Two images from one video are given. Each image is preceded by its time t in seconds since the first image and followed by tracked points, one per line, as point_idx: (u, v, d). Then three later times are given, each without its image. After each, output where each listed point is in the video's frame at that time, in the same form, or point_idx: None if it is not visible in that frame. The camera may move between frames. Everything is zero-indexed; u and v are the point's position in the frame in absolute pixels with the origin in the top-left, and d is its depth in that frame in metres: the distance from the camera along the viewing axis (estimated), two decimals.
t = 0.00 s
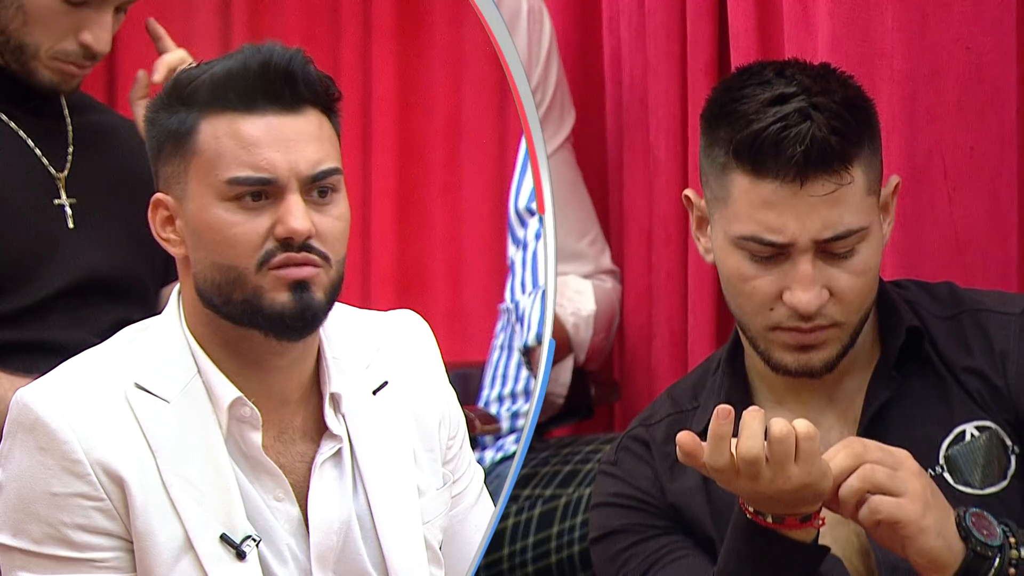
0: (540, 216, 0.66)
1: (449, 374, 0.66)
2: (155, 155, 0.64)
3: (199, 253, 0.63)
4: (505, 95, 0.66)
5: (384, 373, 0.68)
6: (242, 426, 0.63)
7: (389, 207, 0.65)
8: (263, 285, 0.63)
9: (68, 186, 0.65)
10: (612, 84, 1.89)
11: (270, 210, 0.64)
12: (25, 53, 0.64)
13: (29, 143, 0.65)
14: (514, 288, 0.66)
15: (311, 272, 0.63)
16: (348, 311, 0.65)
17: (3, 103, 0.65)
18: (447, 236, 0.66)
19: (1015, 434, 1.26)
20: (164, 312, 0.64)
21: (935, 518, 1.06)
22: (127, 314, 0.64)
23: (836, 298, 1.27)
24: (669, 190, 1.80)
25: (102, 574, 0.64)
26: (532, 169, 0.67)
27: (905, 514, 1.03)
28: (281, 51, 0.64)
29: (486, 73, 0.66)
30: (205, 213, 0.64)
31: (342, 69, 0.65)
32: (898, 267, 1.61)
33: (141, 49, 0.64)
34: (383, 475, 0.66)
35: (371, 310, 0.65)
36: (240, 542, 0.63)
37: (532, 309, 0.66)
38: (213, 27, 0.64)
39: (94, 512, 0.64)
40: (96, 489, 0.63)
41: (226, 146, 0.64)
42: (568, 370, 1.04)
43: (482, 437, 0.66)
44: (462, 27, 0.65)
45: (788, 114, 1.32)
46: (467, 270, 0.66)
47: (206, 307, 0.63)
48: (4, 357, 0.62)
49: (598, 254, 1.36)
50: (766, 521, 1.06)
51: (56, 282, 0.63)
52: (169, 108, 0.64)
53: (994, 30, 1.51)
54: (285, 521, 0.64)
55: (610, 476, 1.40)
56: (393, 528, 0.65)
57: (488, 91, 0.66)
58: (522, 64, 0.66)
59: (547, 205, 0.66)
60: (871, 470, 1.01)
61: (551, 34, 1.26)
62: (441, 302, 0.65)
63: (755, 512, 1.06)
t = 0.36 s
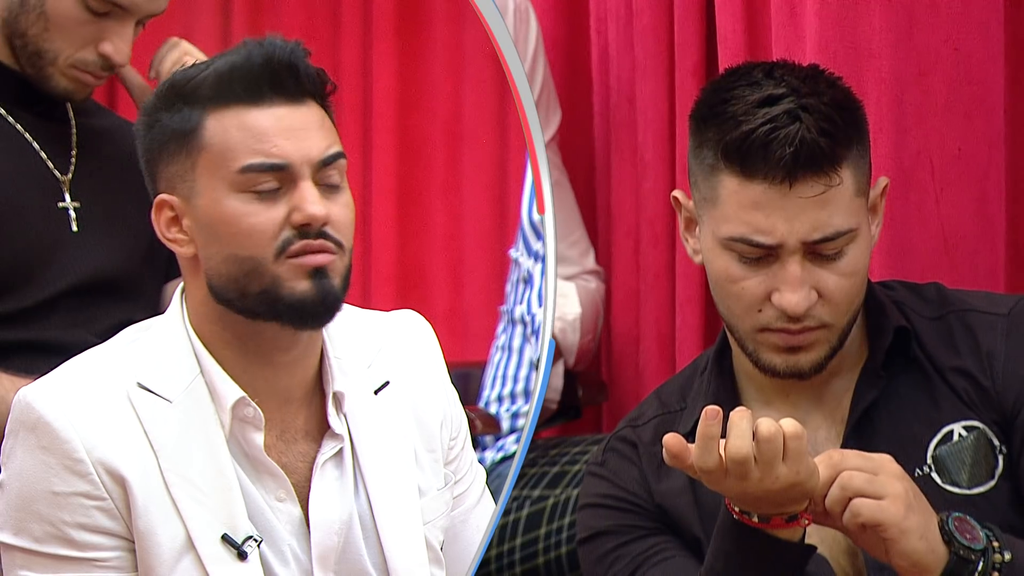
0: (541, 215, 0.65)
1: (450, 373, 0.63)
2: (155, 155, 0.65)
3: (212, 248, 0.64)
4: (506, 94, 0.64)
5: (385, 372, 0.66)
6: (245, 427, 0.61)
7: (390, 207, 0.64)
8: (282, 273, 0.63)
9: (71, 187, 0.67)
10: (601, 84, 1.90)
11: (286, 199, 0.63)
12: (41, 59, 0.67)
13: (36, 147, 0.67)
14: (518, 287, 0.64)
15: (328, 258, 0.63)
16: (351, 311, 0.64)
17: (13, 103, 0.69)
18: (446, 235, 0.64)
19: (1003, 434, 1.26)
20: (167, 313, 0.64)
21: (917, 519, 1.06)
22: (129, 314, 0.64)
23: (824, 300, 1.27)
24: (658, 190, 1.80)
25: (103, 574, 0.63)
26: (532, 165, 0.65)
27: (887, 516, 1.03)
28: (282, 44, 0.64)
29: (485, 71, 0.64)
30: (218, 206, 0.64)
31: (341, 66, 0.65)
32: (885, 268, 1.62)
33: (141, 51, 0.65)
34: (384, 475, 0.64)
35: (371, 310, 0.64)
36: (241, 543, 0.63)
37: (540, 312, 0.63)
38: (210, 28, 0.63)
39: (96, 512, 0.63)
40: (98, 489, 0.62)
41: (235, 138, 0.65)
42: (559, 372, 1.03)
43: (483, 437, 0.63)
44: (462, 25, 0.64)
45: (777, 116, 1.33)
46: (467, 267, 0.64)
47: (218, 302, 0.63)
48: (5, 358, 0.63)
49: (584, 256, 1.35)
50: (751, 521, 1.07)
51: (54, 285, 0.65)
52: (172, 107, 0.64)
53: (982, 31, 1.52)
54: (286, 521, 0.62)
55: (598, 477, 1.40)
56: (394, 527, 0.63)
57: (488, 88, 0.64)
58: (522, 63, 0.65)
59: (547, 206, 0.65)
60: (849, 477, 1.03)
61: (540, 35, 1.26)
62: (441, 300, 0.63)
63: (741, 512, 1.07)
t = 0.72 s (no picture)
0: (540, 216, 0.64)
1: (450, 373, 0.63)
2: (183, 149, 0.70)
3: (241, 234, 0.70)
4: (505, 95, 0.64)
5: (387, 369, 0.64)
6: (248, 427, 0.62)
7: (392, 205, 0.65)
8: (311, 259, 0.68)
9: (74, 189, 0.66)
10: (602, 84, 1.90)
11: (311, 182, 0.68)
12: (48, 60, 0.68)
13: (40, 149, 0.67)
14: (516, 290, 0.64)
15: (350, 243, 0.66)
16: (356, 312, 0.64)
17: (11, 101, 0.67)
18: (446, 235, 0.64)
19: (1002, 432, 1.26)
20: (171, 312, 0.66)
21: (918, 511, 1.06)
22: (128, 315, 0.65)
23: (823, 300, 1.27)
24: (659, 190, 1.80)
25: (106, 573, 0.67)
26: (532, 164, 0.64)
27: (890, 503, 1.03)
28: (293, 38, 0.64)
29: (486, 71, 0.64)
30: (245, 194, 0.71)
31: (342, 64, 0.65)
32: (887, 268, 1.62)
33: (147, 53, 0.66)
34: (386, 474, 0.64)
35: (373, 310, 0.64)
36: (244, 543, 0.64)
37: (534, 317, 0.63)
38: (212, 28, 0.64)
39: (99, 512, 0.65)
40: (100, 488, 0.64)
41: (255, 127, 0.70)
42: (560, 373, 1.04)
43: (483, 437, 0.63)
44: (463, 25, 0.64)
45: (777, 117, 1.33)
46: (467, 268, 0.63)
47: (237, 291, 0.68)
48: (5, 358, 0.62)
49: (586, 256, 1.36)
50: (751, 522, 1.07)
51: (57, 287, 0.64)
52: (195, 104, 0.70)
53: (982, 30, 1.52)
54: (290, 520, 0.63)
55: (598, 477, 1.40)
56: (395, 529, 0.63)
57: (488, 89, 0.64)
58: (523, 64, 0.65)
59: (547, 207, 0.64)
60: (854, 463, 1.01)
61: (541, 34, 1.27)
62: (441, 300, 0.63)
63: (740, 513, 1.07)
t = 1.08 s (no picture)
0: (540, 216, 0.65)
1: (450, 372, 0.64)
2: (145, 150, 0.64)
3: (198, 232, 0.63)
4: (506, 94, 0.66)
5: (385, 368, 0.65)
6: (248, 421, 0.61)
7: (391, 205, 0.64)
8: (265, 248, 0.63)
9: (74, 190, 0.65)
10: (602, 84, 1.90)
11: (267, 172, 0.64)
12: (47, 61, 0.66)
13: (40, 148, 0.65)
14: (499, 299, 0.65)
15: (314, 235, 0.63)
16: (350, 307, 0.64)
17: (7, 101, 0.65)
18: (447, 236, 0.64)
19: (1003, 432, 1.26)
20: (167, 313, 0.64)
21: (924, 514, 1.06)
22: (128, 314, 0.63)
23: (824, 301, 1.27)
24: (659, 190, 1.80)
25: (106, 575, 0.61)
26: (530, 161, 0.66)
27: (898, 508, 1.04)
28: (261, 35, 0.63)
29: (486, 71, 0.66)
30: (201, 187, 0.64)
31: (341, 64, 0.64)
32: (887, 268, 1.62)
33: (141, 54, 0.64)
34: (384, 473, 0.64)
35: (372, 308, 0.64)
36: (245, 540, 0.62)
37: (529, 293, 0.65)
38: (212, 26, 0.63)
39: (98, 514, 0.61)
40: (100, 489, 0.60)
41: (215, 120, 0.64)
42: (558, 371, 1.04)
43: (483, 437, 0.64)
44: (462, 26, 0.65)
45: (776, 119, 1.32)
46: (467, 270, 0.64)
47: (207, 290, 0.63)
48: (4, 358, 0.62)
49: (587, 255, 1.35)
50: (750, 522, 1.07)
51: (56, 288, 0.63)
52: (157, 99, 0.64)
53: (983, 30, 1.52)
54: (286, 519, 0.63)
55: (598, 478, 1.40)
56: (395, 527, 0.63)
57: (489, 88, 0.66)
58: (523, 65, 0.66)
59: (547, 205, 0.65)
60: (865, 465, 1.02)
61: (542, 34, 1.26)
62: (442, 300, 0.63)
63: (739, 512, 1.07)
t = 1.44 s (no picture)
0: (540, 216, 0.66)
1: (449, 373, 0.64)
2: (140, 150, 0.63)
3: (193, 234, 0.62)
4: (506, 95, 0.66)
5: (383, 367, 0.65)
6: (243, 420, 0.60)
7: (390, 204, 0.64)
8: (261, 250, 0.63)
9: (74, 189, 0.62)
10: (602, 84, 1.90)
11: (263, 175, 0.64)
12: (55, 64, 0.64)
13: (39, 148, 0.62)
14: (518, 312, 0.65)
15: (308, 234, 0.63)
16: (348, 307, 0.64)
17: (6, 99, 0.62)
18: (446, 235, 0.65)
19: (1003, 432, 1.26)
20: (162, 313, 0.62)
21: (925, 515, 1.06)
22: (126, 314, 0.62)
23: (826, 300, 1.27)
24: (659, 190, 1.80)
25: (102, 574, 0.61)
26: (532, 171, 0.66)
27: (898, 509, 1.04)
28: (260, 35, 0.63)
29: (485, 71, 0.66)
30: (197, 188, 0.63)
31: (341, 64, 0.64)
32: (887, 268, 1.63)
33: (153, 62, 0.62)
34: (383, 472, 0.64)
35: (370, 308, 0.63)
36: (241, 539, 0.62)
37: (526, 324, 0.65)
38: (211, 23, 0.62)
39: (95, 513, 0.61)
40: (96, 488, 0.60)
41: (212, 121, 0.64)
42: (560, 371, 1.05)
43: (483, 437, 0.64)
44: (462, 27, 0.65)
45: (779, 119, 1.32)
46: (466, 269, 0.65)
47: (202, 288, 0.62)
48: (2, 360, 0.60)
49: (588, 255, 1.35)
50: (751, 520, 1.06)
51: (55, 288, 0.60)
52: (152, 99, 0.62)
53: (983, 29, 1.51)
54: (284, 517, 0.62)
55: (600, 477, 1.40)
56: (394, 527, 0.62)
57: (488, 90, 0.66)
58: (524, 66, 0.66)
59: (547, 205, 0.66)
60: (862, 468, 1.02)
61: (539, 34, 1.26)
62: (442, 299, 0.63)
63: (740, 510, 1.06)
